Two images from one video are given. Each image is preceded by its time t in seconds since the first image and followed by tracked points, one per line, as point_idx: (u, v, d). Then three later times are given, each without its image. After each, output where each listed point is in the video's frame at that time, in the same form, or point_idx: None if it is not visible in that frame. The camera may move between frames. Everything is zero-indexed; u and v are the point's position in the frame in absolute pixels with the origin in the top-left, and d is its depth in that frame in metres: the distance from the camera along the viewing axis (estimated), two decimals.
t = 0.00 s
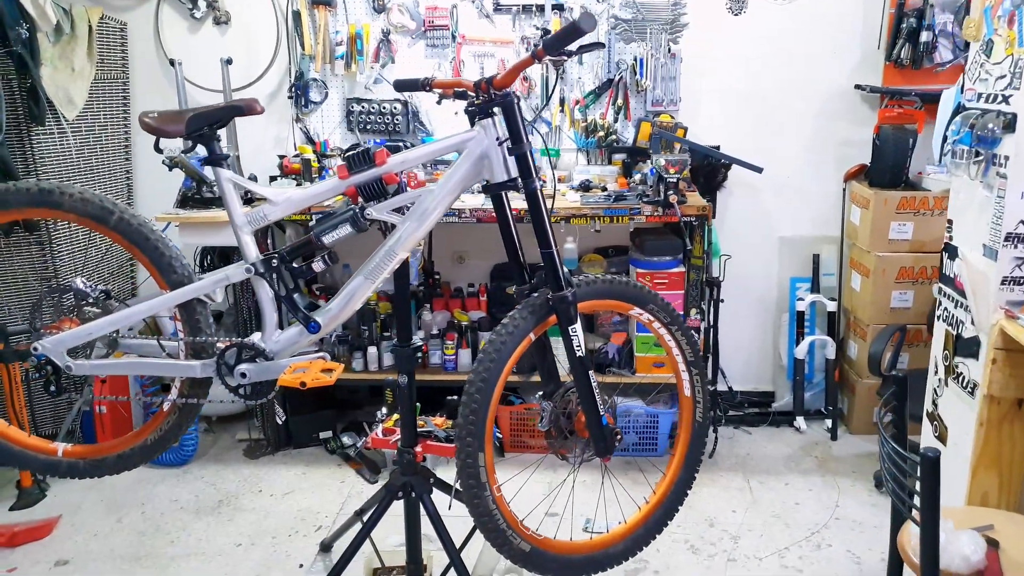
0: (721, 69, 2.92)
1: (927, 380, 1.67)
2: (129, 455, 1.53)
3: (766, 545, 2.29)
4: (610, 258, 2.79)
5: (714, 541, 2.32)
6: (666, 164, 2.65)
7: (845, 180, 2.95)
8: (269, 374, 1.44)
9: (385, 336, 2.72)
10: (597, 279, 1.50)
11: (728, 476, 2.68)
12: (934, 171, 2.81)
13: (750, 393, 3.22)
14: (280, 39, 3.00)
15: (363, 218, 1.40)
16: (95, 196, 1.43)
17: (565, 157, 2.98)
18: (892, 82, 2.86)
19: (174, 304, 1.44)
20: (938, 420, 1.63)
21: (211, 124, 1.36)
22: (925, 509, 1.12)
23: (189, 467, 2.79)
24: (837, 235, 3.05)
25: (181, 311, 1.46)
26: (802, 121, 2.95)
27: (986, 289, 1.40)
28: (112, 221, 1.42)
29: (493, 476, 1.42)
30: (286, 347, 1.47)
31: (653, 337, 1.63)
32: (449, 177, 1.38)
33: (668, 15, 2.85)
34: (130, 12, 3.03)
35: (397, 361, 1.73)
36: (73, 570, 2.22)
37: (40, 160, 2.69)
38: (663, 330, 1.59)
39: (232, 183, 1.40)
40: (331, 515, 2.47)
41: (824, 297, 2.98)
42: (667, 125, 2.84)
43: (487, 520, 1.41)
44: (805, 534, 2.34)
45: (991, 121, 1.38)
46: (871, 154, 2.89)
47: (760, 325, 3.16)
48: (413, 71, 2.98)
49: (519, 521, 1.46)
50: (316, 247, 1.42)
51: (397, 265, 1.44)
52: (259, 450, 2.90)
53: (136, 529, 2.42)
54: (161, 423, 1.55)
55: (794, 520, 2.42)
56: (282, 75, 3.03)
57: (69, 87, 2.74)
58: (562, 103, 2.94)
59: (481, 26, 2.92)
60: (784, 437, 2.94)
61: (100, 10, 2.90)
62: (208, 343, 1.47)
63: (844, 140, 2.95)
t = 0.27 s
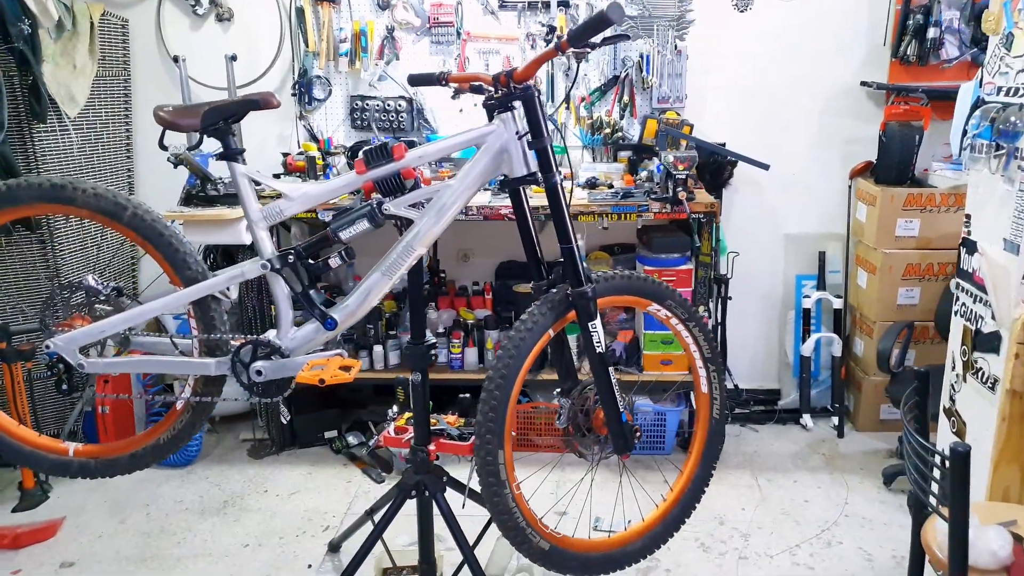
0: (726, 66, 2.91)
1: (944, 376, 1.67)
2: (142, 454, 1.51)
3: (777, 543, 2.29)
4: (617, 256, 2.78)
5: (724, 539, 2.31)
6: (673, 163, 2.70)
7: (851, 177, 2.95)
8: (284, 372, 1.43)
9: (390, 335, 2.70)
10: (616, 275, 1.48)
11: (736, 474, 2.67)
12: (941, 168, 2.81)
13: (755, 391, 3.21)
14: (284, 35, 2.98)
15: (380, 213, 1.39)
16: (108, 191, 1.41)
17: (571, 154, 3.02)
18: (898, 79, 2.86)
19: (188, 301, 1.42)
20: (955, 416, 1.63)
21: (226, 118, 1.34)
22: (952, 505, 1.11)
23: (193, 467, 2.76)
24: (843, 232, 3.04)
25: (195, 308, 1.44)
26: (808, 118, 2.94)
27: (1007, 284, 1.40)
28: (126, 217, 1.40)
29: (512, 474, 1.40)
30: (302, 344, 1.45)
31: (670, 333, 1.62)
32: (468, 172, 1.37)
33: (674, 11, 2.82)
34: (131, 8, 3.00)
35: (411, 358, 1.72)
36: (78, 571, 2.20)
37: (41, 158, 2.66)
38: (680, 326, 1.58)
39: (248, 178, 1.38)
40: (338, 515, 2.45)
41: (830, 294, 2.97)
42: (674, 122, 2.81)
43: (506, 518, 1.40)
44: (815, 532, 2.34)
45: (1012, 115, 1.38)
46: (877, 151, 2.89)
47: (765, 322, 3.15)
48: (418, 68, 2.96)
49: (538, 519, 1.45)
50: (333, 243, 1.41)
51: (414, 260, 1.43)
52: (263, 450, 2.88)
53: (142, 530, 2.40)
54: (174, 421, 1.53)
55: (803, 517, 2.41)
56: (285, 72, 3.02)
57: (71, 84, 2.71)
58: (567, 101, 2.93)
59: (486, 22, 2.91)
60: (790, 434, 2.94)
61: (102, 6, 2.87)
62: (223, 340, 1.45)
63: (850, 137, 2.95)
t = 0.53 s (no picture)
0: (732, 65, 2.90)
1: (963, 375, 1.66)
2: (158, 458, 1.49)
3: (789, 543, 2.28)
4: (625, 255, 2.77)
5: (737, 540, 2.30)
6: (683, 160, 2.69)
7: (857, 176, 2.95)
8: (304, 374, 1.40)
9: (397, 336, 2.67)
10: (638, 275, 1.47)
11: (745, 474, 2.66)
12: (948, 168, 2.82)
13: (762, 391, 3.21)
14: (288, 34, 2.95)
15: (401, 213, 1.37)
16: (125, 191, 1.38)
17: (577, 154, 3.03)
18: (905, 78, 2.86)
19: (206, 302, 1.39)
20: (976, 415, 1.63)
21: (244, 117, 1.32)
22: (988, 506, 1.09)
23: (198, 471, 2.73)
24: (849, 231, 3.04)
25: (212, 310, 1.42)
26: (815, 117, 2.94)
27: None
28: (143, 217, 1.38)
29: (535, 476, 1.39)
30: (321, 346, 1.43)
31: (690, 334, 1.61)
32: (490, 171, 1.35)
33: (681, 12, 2.82)
34: (133, 7, 2.97)
35: (428, 359, 1.70)
36: None
37: (44, 158, 2.63)
38: (701, 326, 1.57)
39: (266, 178, 1.36)
40: (347, 518, 2.43)
41: (837, 294, 2.97)
42: (681, 121, 2.80)
43: (530, 521, 1.38)
44: (827, 532, 2.33)
45: None
46: (884, 150, 2.89)
47: (771, 322, 3.15)
48: (423, 67, 2.94)
49: (561, 522, 1.43)
50: (353, 244, 1.39)
51: (435, 261, 1.41)
52: (269, 452, 2.85)
53: (148, 534, 2.37)
54: (190, 424, 1.51)
55: (815, 517, 2.41)
56: (289, 72, 3.00)
57: (73, 84, 2.68)
58: (574, 100, 2.91)
59: (491, 21, 2.89)
60: (797, 434, 2.93)
61: (104, 5, 2.84)
62: (241, 342, 1.43)
63: (856, 136, 2.95)
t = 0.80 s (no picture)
0: (736, 65, 2.90)
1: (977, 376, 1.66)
2: (172, 462, 1.47)
3: (797, 543, 2.28)
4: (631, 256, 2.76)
5: (745, 540, 2.30)
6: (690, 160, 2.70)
7: (860, 176, 2.96)
8: (321, 377, 1.39)
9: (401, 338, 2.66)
10: (655, 275, 1.46)
11: (751, 474, 2.66)
12: (950, 168, 2.83)
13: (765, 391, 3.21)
14: (290, 33, 2.93)
15: (419, 214, 1.36)
16: (139, 193, 1.37)
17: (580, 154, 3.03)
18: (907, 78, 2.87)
19: (221, 305, 1.38)
20: (990, 415, 1.63)
21: (262, 117, 1.31)
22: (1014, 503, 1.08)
23: (200, 474, 2.71)
24: (852, 231, 3.05)
25: (227, 312, 1.40)
26: (817, 117, 2.94)
27: None
28: (158, 218, 1.36)
29: (555, 479, 1.38)
30: (337, 348, 1.42)
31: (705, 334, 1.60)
32: (510, 171, 1.34)
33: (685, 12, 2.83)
34: (132, 6, 2.95)
35: (441, 361, 1.69)
36: None
37: (43, 159, 2.60)
38: (717, 327, 1.56)
39: (284, 179, 1.35)
40: (354, 521, 2.42)
41: (839, 293, 2.98)
42: (684, 121, 2.81)
43: (550, 524, 1.38)
44: (835, 531, 2.34)
45: None
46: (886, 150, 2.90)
47: (774, 322, 3.15)
48: (426, 67, 2.93)
49: (580, 524, 1.43)
50: (370, 245, 1.38)
51: (453, 262, 1.40)
52: (272, 455, 2.83)
53: (153, 539, 2.35)
54: (204, 428, 1.50)
55: (822, 517, 2.41)
56: (291, 72, 2.98)
57: (73, 84, 2.65)
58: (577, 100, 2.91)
59: (494, 21, 2.88)
60: (801, 434, 2.94)
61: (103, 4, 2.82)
62: (256, 345, 1.41)
63: (859, 136, 2.96)
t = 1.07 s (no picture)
0: (736, 65, 2.90)
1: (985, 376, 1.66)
2: (177, 466, 1.45)
3: (801, 543, 2.28)
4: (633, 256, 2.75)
5: (749, 540, 2.30)
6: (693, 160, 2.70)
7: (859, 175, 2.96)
8: (328, 379, 1.37)
9: (401, 339, 2.64)
10: (665, 275, 1.45)
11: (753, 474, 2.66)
12: (949, 167, 2.84)
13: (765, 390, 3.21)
14: (287, 33, 2.91)
15: (429, 214, 1.35)
16: (144, 193, 1.35)
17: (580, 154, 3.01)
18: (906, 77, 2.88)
19: (227, 307, 1.36)
20: (998, 414, 1.62)
21: (269, 118, 1.30)
22: None
23: (199, 477, 2.69)
24: (851, 230, 3.05)
25: (233, 314, 1.38)
26: (817, 117, 2.95)
27: None
28: (163, 220, 1.34)
29: (566, 481, 1.37)
30: (345, 350, 1.41)
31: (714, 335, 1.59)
32: (520, 170, 1.33)
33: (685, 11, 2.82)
34: (128, 5, 2.92)
35: (448, 363, 1.68)
36: None
37: (38, 159, 2.57)
38: (726, 328, 1.55)
39: (290, 179, 1.33)
40: (355, 524, 2.40)
41: (839, 293, 2.98)
42: (683, 121, 2.82)
43: (561, 527, 1.36)
44: (838, 531, 2.33)
45: None
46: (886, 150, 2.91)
47: (774, 322, 3.15)
48: (425, 66, 2.91)
49: (590, 527, 1.41)
50: (379, 246, 1.36)
51: (462, 262, 1.39)
52: (270, 458, 2.81)
53: (152, 543, 2.33)
54: (209, 432, 1.48)
55: (825, 516, 2.41)
56: (289, 72, 2.96)
57: (68, 83, 2.62)
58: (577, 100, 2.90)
59: (493, 20, 2.87)
60: (802, 433, 2.94)
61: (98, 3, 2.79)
62: (263, 348, 1.39)
63: (858, 136, 2.96)
